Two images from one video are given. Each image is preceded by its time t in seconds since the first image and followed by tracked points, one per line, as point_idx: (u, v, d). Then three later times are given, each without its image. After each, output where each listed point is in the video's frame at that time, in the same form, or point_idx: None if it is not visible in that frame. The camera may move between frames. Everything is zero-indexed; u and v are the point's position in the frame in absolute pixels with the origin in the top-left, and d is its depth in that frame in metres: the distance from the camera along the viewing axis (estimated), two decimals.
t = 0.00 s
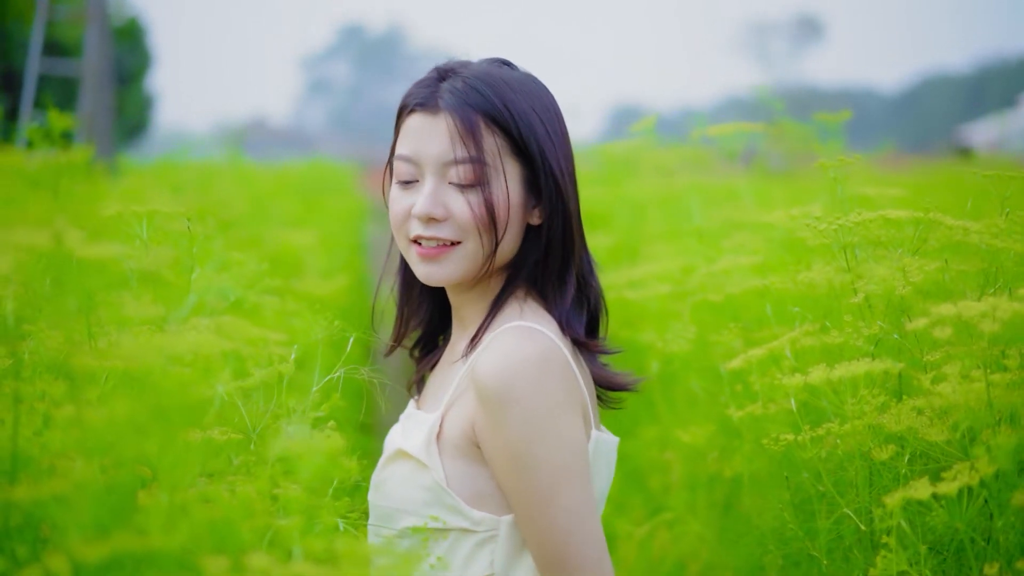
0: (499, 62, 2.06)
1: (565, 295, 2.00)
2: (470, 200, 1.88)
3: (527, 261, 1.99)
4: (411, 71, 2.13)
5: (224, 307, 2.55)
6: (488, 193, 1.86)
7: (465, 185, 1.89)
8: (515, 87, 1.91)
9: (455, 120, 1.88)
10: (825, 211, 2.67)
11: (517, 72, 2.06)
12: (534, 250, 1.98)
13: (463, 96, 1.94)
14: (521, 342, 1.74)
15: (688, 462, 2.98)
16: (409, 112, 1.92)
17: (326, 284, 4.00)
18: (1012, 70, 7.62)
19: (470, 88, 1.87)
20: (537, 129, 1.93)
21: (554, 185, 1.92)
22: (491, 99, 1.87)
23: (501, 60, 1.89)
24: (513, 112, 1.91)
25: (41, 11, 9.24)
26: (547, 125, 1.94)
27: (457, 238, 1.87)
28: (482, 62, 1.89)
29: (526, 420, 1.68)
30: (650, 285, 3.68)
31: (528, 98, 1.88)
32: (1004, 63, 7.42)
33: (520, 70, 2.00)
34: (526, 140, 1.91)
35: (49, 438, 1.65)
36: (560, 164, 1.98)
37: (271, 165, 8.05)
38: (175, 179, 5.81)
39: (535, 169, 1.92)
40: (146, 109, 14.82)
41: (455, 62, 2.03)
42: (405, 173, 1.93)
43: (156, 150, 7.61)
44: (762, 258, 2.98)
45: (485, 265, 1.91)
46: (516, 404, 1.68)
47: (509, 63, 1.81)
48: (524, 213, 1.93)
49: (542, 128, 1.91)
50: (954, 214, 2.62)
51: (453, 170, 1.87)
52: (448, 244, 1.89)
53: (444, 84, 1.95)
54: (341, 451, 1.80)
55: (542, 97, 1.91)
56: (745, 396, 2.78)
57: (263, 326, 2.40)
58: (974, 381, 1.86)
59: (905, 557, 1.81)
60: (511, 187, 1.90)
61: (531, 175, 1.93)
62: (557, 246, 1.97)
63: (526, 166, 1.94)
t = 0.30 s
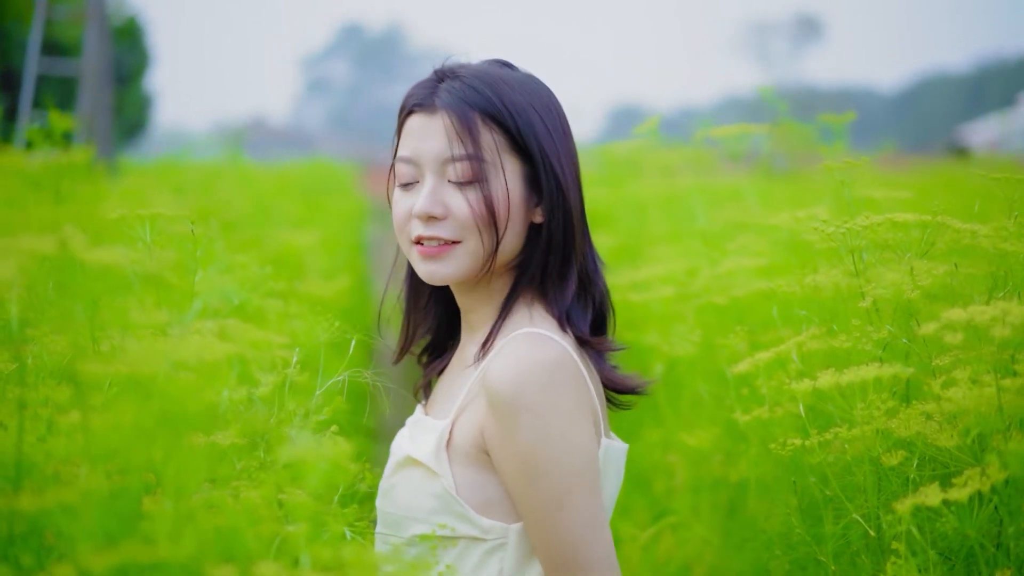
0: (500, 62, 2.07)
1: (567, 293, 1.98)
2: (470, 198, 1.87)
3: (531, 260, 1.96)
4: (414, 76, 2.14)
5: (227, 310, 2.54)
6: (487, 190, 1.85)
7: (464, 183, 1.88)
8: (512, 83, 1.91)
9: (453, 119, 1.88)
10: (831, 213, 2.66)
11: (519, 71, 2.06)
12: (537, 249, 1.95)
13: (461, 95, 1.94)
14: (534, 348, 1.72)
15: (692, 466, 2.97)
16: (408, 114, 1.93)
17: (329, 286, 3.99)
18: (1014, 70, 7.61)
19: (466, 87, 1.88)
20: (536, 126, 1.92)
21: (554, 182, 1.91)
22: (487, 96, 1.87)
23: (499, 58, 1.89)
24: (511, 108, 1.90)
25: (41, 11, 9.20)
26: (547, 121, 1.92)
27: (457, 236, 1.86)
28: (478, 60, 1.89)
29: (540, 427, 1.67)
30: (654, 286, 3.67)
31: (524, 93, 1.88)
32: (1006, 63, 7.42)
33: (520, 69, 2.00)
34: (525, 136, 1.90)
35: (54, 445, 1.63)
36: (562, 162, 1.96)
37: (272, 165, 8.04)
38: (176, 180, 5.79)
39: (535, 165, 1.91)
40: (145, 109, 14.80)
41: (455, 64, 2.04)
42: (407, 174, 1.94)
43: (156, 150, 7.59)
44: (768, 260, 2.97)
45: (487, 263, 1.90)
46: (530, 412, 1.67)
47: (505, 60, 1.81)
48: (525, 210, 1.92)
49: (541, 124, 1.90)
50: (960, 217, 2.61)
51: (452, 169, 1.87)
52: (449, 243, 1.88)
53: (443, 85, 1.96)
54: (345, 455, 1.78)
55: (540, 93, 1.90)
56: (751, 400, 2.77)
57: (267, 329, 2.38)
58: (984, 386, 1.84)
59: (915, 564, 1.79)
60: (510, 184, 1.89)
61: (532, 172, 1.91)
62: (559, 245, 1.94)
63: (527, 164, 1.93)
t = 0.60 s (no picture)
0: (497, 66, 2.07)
1: (568, 288, 1.95)
2: (470, 200, 1.86)
3: (536, 260, 1.94)
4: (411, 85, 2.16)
5: (232, 313, 2.52)
6: (486, 190, 1.84)
7: (463, 185, 1.88)
8: (506, 83, 1.91)
9: (448, 122, 1.89)
10: (840, 215, 2.65)
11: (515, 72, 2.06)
12: (541, 247, 1.94)
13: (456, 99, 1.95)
14: (547, 352, 1.72)
15: (699, 469, 2.95)
16: (404, 121, 1.94)
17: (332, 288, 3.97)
18: (1016, 69, 7.60)
19: (458, 89, 1.89)
20: (533, 124, 1.91)
21: (553, 177, 1.90)
22: (481, 96, 1.87)
23: (491, 59, 1.90)
24: (506, 107, 1.90)
25: (42, 11, 9.17)
26: (543, 118, 1.92)
27: (460, 239, 1.84)
28: (469, 62, 1.90)
29: (557, 432, 1.66)
30: (659, 288, 3.65)
31: (518, 91, 1.88)
32: (1007, 63, 7.41)
33: (515, 70, 2.00)
34: (522, 134, 1.90)
35: (60, 451, 1.61)
36: (562, 159, 1.95)
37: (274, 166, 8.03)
38: (177, 181, 5.77)
39: (533, 162, 1.90)
40: (146, 109, 14.77)
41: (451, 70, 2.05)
42: (408, 182, 1.94)
43: (157, 151, 7.56)
44: (775, 262, 2.96)
45: (491, 265, 1.88)
46: (546, 416, 1.66)
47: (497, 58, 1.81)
48: (527, 209, 1.90)
49: (537, 121, 1.90)
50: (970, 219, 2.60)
51: (450, 171, 1.87)
52: (452, 246, 1.87)
53: (438, 91, 1.97)
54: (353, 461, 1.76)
55: (534, 90, 1.90)
56: (759, 404, 2.76)
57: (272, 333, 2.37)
58: (997, 391, 1.83)
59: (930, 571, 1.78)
60: (510, 183, 1.88)
61: (531, 170, 1.90)
62: (561, 240, 1.93)
63: (526, 162, 1.92)
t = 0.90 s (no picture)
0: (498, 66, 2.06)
1: (570, 288, 1.93)
2: (469, 202, 1.85)
3: (539, 261, 1.92)
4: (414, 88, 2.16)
5: (237, 317, 2.50)
6: (485, 191, 1.83)
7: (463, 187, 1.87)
8: (503, 83, 1.90)
9: (446, 125, 1.88)
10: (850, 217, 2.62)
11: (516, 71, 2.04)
12: (543, 248, 1.92)
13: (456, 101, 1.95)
14: (557, 355, 1.70)
15: (707, 472, 2.93)
16: (404, 126, 1.95)
17: (336, 289, 3.95)
18: (1019, 69, 7.59)
19: (455, 92, 1.88)
20: (532, 123, 1.89)
21: (552, 175, 1.88)
22: (477, 97, 1.86)
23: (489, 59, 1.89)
24: (504, 107, 1.89)
25: (43, 11, 9.14)
26: (542, 117, 1.90)
27: (460, 241, 1.83)
28: (466, 63, 1.89)
29: (568, 436, 1.64)
30: (666, 290, 3.63)
31: (514, 89, 1.86)
32: (1010, 62, 7.40)
33: (515, 69, 1.99)
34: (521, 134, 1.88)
35: (67, 458, 1.59)
36: (563, 157, 1.93)
37: (276, 167, 8.01)
38: (180, 182, 5.75)
39: (532, 161, 1.88)
40: (147, 109, 14.75)
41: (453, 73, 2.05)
42: (410, 186, 1.94)
43: (159, 151, 7.54)
44: (784, 265, 2.94)
45: (492, 266, 1.87)
46: (557, 420, 1.64)
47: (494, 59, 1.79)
48: (529, 209, 1.88)
49: (535, 119, 1.88)
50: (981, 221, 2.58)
51: (450, 174, 1.86)
52: (453, 249, 1.86)
53: (438, 94, 1.97)
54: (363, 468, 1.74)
55: (532, 89, 1.88)
56: (769, 407, 2.74)
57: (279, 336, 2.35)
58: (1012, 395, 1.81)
59: None
60: (510, 183, 1.86)
61: (531, 170, 1.88)
62: (562, 239, 1.91)
63: (527, 162, 1.90)
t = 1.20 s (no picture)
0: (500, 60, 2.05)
1: (568, 287, 1.93)
2: (468, 199, 1.84)
3: (538, 260, 1.92)
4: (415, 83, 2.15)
5: (241, 316, 2.49)
6: (485, 189, 1.82)
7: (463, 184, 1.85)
8: (506, 79, 1.88)
9: (447, 120, 1.87)
10: (857, 216, 2.61)
11: (518, 67, 2.03)
12: (543, 246, 1.91)
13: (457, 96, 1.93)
14: (554, 354, 1.68)
15: (712, 473, 2.91)
16: (405, 120, 1.93)
17: (339, 289, 3.93)
18: (1019, 69, 7.60)
19: (457, 87, 1.87)
20: (533, 120, 1.88)
21: (553, 174, 1.87)
22: (479, 94, 1.85)
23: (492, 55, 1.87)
24: (505, 104, 1.87)
25: (43, 10, 9.10)
26: (544, 115, 1.89)
27: (459, 238, 1.82)
28: (469, 58, 1.88)
29: (568, 436, 1.63)
30: (671, 290, 3.62)
31: (516, 87, 1.85)
32: (1010, 62, 7.41)
33: (518, 65, 1.97)
34: (522, 131, 1.87)
35: (71, 459, 1.58)
36: (563, 155, 1.92)
37: (277, 166, 7.99)
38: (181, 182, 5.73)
39: (533, 159, 1.87)
40: (146, 109, 14.73)
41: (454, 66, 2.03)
42: (409, 181, 1.92)
43: (160, 151, 7.52)
44: (790, 264, 2.92)
45: (490, 264, 1.86)
46: (556, 421, 1.63)
47: (497, 57, 1.78)
48: (528, 208, 1.87)
49: (537, 117, 1.87)
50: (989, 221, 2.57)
51: (449, 170, 1.85)
52: (452, 246, 1.85)
53: (439, 88, 1.96)
54: (371, 470, 1.72)
55: (534, 86, 1.87)
56: (775, 407, 2.72)
57: (283, 336, 2.34)
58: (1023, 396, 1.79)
59: None
60: (510, 181, 1.85)
61: (531, 168, 1.87)
62: (561, 238, 1.90)
63: (527, 160, 1.89)
